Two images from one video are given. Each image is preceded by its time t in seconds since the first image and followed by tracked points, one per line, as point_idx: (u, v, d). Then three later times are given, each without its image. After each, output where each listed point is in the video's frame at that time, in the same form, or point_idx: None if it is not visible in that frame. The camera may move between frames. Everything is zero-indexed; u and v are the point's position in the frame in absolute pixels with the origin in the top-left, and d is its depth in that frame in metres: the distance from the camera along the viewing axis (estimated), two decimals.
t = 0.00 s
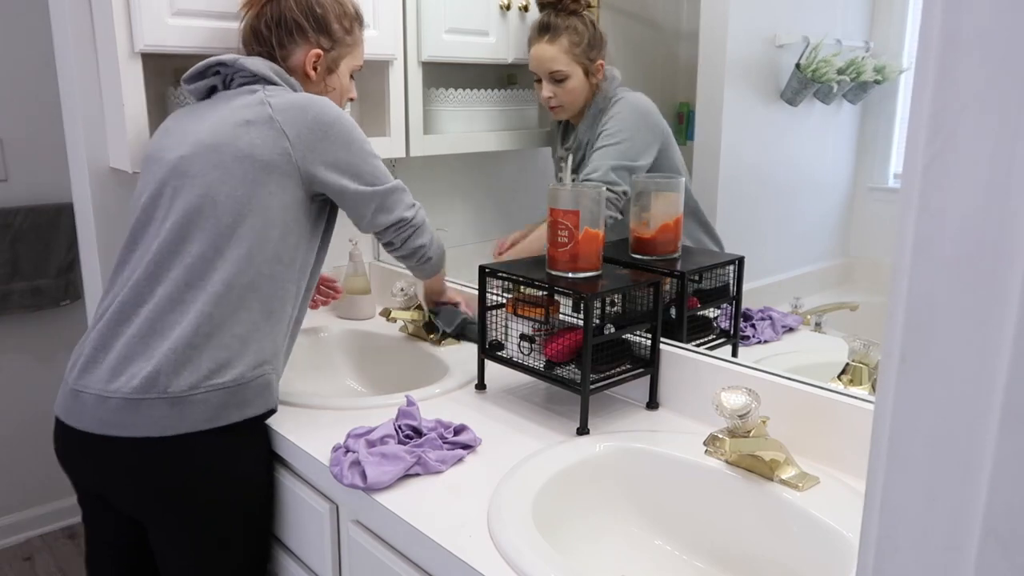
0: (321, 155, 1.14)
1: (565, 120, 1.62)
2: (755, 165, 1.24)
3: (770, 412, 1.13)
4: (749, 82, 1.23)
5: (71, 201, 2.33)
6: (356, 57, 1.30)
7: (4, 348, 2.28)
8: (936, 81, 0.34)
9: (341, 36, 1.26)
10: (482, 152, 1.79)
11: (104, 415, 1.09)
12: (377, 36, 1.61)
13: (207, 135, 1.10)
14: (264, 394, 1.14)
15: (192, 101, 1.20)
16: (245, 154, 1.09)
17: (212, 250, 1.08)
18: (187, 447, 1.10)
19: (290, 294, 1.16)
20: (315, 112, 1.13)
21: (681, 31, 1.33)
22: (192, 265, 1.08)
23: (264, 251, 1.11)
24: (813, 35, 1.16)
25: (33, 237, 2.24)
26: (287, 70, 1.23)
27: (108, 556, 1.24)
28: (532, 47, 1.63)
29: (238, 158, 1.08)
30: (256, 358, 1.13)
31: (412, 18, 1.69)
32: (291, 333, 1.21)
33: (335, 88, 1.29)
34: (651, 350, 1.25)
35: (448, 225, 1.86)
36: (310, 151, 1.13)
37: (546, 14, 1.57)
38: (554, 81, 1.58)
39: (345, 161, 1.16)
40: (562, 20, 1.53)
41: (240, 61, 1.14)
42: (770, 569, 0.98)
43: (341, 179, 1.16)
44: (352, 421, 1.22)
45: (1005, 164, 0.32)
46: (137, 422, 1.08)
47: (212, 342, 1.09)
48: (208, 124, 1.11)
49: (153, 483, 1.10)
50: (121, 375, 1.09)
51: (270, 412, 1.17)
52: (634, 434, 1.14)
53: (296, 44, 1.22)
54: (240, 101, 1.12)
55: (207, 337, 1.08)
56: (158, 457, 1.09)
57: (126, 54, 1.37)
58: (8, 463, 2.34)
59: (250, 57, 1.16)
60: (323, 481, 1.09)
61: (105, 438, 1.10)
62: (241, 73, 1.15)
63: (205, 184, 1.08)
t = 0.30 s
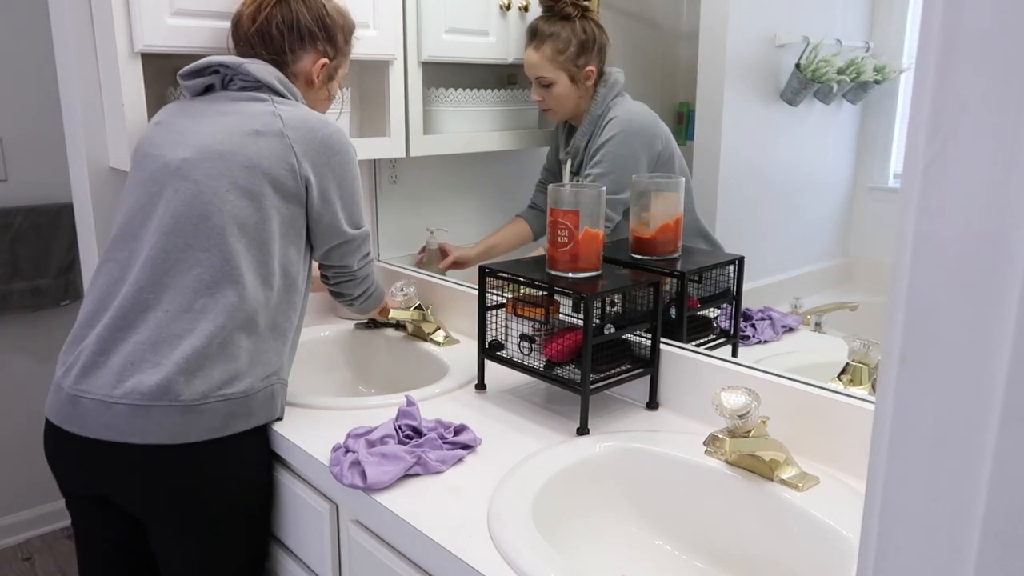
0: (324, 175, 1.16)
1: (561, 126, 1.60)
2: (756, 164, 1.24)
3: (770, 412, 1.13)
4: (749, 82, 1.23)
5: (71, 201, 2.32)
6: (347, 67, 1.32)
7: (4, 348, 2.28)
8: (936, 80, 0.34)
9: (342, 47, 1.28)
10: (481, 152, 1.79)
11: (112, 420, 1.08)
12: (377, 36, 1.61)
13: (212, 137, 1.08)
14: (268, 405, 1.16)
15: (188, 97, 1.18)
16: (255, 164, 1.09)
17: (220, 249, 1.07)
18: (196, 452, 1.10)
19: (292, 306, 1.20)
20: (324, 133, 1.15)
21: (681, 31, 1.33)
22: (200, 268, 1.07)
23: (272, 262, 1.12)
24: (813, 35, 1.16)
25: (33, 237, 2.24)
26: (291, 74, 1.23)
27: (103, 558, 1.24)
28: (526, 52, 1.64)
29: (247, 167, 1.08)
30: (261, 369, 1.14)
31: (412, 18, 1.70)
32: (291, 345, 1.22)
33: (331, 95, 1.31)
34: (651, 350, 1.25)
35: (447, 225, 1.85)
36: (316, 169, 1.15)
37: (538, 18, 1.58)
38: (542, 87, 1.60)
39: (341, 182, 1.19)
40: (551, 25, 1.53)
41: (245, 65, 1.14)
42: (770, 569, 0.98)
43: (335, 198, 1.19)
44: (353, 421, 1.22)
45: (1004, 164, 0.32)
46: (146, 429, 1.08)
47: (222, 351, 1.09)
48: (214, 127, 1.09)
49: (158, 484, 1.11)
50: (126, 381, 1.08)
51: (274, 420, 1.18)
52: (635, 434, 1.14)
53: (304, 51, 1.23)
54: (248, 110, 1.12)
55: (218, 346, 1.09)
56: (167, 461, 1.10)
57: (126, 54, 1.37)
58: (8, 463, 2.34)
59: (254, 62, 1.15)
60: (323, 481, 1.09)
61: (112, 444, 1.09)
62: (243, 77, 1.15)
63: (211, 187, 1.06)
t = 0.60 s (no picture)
0: (315, 186, 1.15)
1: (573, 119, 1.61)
2: (758, 165, 1.24)
3: (770, 411, 1.13)
4: (750, 81, 1.23)
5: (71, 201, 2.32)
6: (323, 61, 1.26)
7: (3, 349, 2.28)
8: (937, 80, 0.34)
9: (321, 40, 1.22)
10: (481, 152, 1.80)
11: (120, 435, 1.05)
12: (377, 35, 1.61)
13: (208, 139, 1.03)
14: (258, 409, 1.17)
15: (161, 87, 1.09)
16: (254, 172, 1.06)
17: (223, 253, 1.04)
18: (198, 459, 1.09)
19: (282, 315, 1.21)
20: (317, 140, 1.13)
21: (681, 31, 1.33)
22: (203, 278, 1.03)
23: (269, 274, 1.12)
24: (813, 35, 1.16)
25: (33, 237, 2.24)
26: (268, 67, 1.17)
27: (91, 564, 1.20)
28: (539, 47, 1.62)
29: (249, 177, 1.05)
30: (256, 375, 1.14)
31: (411, 19, 1.68)
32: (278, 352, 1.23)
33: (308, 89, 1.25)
34: (651, 350, 1.25)
35: (448, 223, 1.85)
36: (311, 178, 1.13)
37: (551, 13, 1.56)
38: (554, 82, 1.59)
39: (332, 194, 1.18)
40: (563, 22, 1.51)
41: (235, 61, 1.08)
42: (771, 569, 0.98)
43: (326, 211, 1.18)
44: (353, 421, 1.22)
45: (1004, 165, 0.32)
46: (156, 441, 1.06)
47: (226, 359, 1.09)
48: (208, 128, 1.04)
49: (159, 489, 1.09)
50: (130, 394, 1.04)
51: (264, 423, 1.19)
52: (635, 435, 1.14)
53: (284, 44, 1.16)
54: (240, 110, 1.07)
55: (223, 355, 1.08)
56: (168, 469, 1.08)
57: (126, 54, 1.37)
58: (8, 463, 2.34)
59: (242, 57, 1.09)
60: (323, 481, 1.09)
61: (121, 458, 1.07)
62: (229, 72, 1.08)
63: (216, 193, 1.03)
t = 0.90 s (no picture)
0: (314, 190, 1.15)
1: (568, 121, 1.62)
2: (759, 165, 1.24)
3: (770, 411, 1.13)
4: (750, 82, 1.24)
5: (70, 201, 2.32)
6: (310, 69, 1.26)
7: (3, 349, 2.28)
8: (936, 81, 0.34)
9: (311, 46, 1.21)
10: (482, 151, 1.80)
11: (137, 439, 1.05)
12: (377, 35, 1.61)
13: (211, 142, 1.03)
14: (259, 408, 1.18)
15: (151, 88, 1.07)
16: (252, 176, 1.06)
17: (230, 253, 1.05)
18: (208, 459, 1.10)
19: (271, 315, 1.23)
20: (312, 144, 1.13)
21: (681, 31, 1.33)
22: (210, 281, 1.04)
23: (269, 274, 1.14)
24: (814, 35, 1.16)
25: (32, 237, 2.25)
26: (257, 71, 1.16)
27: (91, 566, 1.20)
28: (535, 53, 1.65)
29: (246, 180, 1.05)
30: (260, 375, 1.16)
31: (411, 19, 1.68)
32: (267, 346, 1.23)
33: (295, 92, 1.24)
34: (651, 350, 1.25)
35: (451, 224, 1.85)
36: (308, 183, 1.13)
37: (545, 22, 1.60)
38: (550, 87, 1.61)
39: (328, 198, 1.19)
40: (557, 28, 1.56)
41: (227, 64, 1.07)
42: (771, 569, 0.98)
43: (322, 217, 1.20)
44: (353, 421, 1.22)
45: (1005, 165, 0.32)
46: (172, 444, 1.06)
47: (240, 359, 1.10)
48: (208, 132, 1.04)
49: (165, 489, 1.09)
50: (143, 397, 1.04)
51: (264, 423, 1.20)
52: (635, 434, 1.14)
53: (272, 47, 1.16)
54: (235, 113, 1.06)
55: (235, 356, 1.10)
56: (177, 470, 1.08)
57: (125, 54, 1.37)
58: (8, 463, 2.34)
59: (234, 60, 1.08)
60: (323, 481, 1.09)
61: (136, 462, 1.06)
62: (220, 75, 1.07)
63: (211, 196, 1.02)
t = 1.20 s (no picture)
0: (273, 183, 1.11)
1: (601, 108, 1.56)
2: (760, 165, 1.24)
3: (770, 411, 1.13)
4: (750, 82, 1.24)
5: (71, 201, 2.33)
6: (267, 38, 1.19)
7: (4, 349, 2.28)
8: (936, 80, 0.34)
9: (259, 14, 1.14)
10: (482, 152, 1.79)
11: (105, 455, 1.03)
12: (377, 35, 1.61)
13: (166, 138, 0.99)
14: (229, 417, 1.15)
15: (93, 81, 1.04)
16: (202, 170, 1.02)
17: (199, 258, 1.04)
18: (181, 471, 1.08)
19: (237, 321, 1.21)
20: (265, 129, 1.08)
21: (681, 31, 1.33)
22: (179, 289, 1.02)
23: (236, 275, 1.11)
24: (813, 35, 1.16)
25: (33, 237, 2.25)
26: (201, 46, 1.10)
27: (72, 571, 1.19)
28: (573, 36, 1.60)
29: (195, 173, 1.01)
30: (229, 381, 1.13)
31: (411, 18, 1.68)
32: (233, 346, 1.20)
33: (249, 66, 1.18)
34: (651, 350, 1.25)
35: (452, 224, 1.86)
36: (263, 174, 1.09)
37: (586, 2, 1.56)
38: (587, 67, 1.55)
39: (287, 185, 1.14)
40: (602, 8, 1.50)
41: (168, 48, 1.02)
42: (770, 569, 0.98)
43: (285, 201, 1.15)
44: (353, 421, 1.22)
45: (1003, 165, 0.32)
46: (141, 458, 1.04)
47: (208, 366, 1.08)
48: (157, 124, 1.00)
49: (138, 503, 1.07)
50: (107, 411, 1.01)
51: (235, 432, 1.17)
52: (635, 435, 1.14)
53: (214, 20, 1.10)
54: (181, 103, 1.02)
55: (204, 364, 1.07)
56: (152, 481, 1.07)
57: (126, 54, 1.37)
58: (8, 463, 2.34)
59: (178, 44, 1.04)
60: (323, 481, 1.09)
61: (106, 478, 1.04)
62: (164, 60, 1.03)
63: (163, 197, 0.99)
